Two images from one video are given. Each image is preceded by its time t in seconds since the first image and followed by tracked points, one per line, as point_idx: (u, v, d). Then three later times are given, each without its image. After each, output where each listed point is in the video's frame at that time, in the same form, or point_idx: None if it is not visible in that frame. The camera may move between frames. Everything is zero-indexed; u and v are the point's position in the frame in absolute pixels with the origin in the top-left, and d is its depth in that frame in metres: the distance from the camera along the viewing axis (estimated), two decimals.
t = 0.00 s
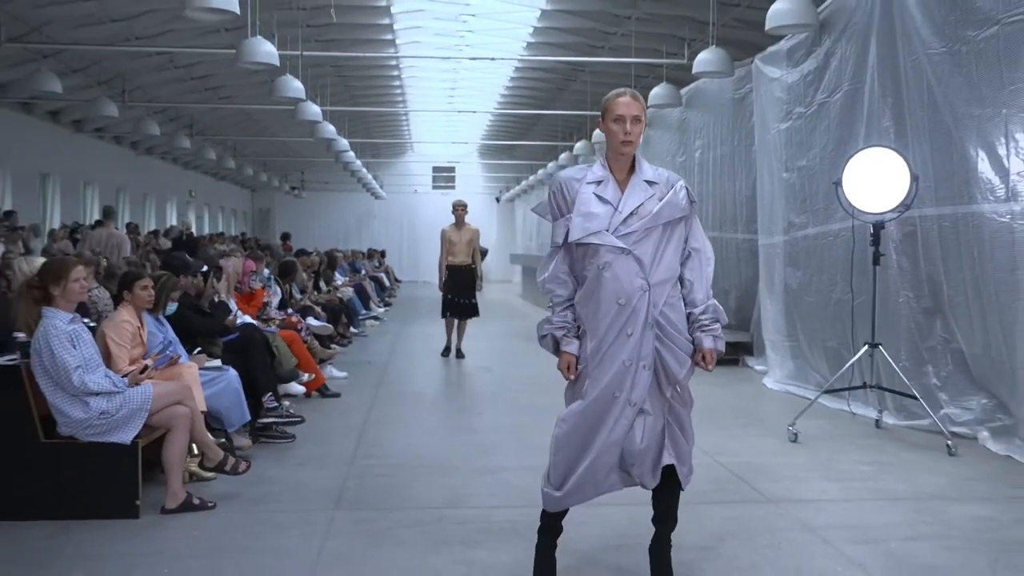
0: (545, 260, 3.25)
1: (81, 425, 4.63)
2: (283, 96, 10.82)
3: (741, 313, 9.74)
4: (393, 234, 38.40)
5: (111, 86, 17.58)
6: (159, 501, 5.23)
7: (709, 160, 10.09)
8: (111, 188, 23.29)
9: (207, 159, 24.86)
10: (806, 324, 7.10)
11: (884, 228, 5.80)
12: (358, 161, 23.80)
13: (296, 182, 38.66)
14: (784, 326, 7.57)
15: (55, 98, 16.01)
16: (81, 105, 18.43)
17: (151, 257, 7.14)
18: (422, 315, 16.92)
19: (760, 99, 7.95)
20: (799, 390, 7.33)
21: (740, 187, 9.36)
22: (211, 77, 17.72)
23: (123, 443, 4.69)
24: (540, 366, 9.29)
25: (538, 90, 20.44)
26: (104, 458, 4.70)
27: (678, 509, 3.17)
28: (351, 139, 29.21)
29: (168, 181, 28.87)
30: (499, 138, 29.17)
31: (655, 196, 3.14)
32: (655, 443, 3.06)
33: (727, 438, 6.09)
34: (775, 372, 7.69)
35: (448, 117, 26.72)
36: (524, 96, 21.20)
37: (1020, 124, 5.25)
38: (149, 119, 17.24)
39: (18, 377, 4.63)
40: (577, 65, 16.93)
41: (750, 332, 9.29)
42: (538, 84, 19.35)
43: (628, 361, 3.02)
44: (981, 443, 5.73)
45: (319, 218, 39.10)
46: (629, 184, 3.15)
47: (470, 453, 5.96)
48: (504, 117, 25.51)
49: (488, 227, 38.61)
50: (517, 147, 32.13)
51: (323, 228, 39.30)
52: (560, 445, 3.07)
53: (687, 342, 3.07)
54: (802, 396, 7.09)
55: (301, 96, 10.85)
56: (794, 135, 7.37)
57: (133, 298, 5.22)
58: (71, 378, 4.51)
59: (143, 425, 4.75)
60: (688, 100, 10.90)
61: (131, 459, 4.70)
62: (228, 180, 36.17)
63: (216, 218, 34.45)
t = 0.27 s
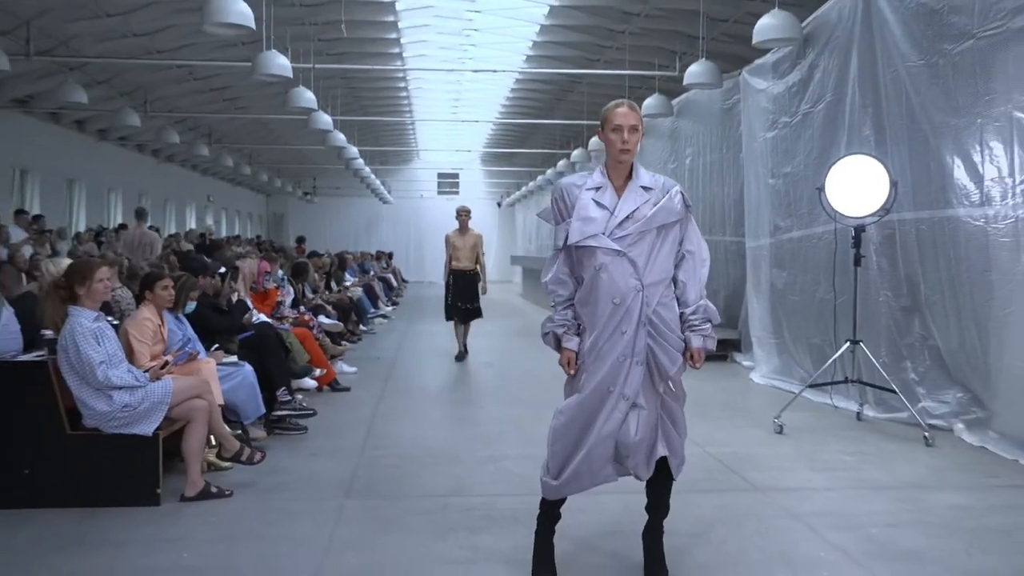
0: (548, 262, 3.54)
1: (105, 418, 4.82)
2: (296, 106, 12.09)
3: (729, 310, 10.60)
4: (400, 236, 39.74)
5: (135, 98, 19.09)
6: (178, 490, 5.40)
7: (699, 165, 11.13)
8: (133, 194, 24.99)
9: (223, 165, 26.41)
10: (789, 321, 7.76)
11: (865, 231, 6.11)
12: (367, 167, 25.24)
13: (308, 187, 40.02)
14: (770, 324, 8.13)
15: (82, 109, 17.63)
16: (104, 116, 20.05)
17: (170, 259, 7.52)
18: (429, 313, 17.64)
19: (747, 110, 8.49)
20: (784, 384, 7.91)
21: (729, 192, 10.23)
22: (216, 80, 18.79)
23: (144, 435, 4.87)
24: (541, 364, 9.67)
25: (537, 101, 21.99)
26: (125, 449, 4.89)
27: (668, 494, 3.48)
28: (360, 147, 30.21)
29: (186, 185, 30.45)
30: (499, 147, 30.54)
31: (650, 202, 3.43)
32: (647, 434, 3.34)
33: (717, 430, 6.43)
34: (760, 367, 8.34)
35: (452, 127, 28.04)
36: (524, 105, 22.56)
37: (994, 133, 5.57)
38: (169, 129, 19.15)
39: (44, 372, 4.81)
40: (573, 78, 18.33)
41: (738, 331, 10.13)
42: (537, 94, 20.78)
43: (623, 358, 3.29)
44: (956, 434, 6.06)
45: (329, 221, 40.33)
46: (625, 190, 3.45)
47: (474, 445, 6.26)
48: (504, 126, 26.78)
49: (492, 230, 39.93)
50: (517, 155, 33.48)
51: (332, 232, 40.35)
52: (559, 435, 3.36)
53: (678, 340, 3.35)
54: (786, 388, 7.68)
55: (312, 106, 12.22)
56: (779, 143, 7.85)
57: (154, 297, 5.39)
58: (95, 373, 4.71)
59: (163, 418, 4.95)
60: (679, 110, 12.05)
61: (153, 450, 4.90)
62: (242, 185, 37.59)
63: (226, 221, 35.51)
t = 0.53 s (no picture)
0: (543, 261, 3.74)
1: (123, 411, 4.89)
2: (306, 113, 12.79)
3: (721, 305, 11.35)
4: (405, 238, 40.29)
5: (152, 105, 19.97)
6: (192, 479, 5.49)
7: (692, 169, 12.05)
8: (150, 197, 25.85)
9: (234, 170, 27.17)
10: (778, 318, 8.37)
11: (852, 232, 6.39)
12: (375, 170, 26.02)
13: (318, 190, 40.80)
14: (760, 322, 8.75)
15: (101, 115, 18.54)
16: (123, 122, 20.83)
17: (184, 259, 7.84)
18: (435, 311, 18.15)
19: (739, 116, 9.20)
20: (773, 378, 8.51)
21: (720, 195, 11.04)
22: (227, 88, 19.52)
23: (161, 427, 4.95)
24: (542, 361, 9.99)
25: (538, 108, 22.77)
26: (142, 440, 4.96)
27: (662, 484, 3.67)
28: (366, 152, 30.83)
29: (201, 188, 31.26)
30: (500, 154, 31.18)
31: (643, 204, 3.61)
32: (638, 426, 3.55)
33: (709, 425, 6.69)
34: (751, 362, 8.95)
35: (456, 133, 28.77)
36: (524, 112, 23.24)
37: (975, 139, 5.81)
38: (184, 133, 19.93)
39: (63, 366, 4.87)
40: (573, 86, 19.13)
41: (729, 328, 10.82)
42: (538, 101, 21.54)
43: (615, 353, 3.50)
44: (937, 427, 6.33)
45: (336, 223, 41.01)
46: (619, 192, 3.63)
47: (477, 438, 6.47)
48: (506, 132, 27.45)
49: (496, 232, 40.54)
50: (518, 160, 34.19)
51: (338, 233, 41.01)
52: (555, 425, 3.56)
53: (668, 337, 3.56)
54: (775, 383, 8.24)
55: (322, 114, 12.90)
56: (769, 149, 8.50)
57: (171, 296, 5.51)
58: (114, 368, 4.78)
59: (179, 411, 5.03)
60: (673, 116, 13.05)
61: (168, 442, 4.97)
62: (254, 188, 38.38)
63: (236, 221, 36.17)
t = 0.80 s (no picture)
0: (533, 252, 3.89)
1: (137, 406, 4.89)
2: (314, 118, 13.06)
3: (717, 305, 11.60)
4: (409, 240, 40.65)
5: (164, 111, 20.37)
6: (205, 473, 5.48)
7: (688, 172, 12.34)
8: (165, 199, 26.29)
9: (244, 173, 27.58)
10: (771, 317, 8.67)
11: (842, 233, 6.61)
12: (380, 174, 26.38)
13: (325, 193, 41.21)
14: (753, 321, 9.06)
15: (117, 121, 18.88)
16: (138, 128, 21.15)
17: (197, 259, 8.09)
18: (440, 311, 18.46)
19: (734, 120, 9.50)
20: (765, 374, 8.82)
21: (715, 198, 11.28)
22: (238, 94, 19.89)
23: (175, 422, 4.94)
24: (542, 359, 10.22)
25: (539, 114, 23.11)
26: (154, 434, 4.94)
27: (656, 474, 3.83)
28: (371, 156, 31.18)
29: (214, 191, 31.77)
30: (502, 158, 31.51)
31: (638, 205, 3.78)
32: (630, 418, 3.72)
33: (704, 421, 6.87)
34: (746, 359, 9.27)
35: (459, 138, 29.11)
36: (525, 117, 23.58)
37: (962, 143, 5.99)
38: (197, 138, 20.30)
39: (78, 363, 4.86)
40: (573, 92, 19.47)
41: (724, 326, 11.13)
42: (539, 107, 21.90)
43: (610, 349, 3.65)
44: (925, 422, 6.54)
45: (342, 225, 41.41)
46: (615, 191, 3.80)
47: (481, 433, 6.64)
48: (507, 137, 27.82)
49: (499, 235, 40.91)
50: (520, 164, 34.55)
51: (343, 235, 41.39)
52: (553, 419, 3.71)
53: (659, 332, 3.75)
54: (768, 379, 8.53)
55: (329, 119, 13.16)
56: (762, 153, 8.78)
57: (184, 295, 5.61)
58: (129, 365, 4.79)
59: (192, 407, 5.02)
60: (670, 122, 13.40)
61: (182, 437, 4.95)
62: (264, 192, 38.86)
63: (245, 224, 36.49)
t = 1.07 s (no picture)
0: (518, 248, 3.86)
1: (141, 407, 4.91)
2: (317, 120, 13.10)
3: (718, 306, 11.63)
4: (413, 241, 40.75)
5: (168, 113, 20.46)
6: (209, 472, 5.52)
7: (689, 174, 12.37)
8: (169, 200, 26.37)
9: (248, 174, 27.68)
10: (772, 317, 8.69)
11: (843, 233, 6.62)
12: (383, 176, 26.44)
13: (328, 195, 41.34)
14: (755, 321, 9.08)
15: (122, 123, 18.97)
16: (142, 129, 21.24)
17: (200, 260, 8.13)
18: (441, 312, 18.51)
19: (735, 122, 9.52)
20: (767, 375, 8.84)
21: (716, 200, 11.30)
22: (242, 96, 19.96)
23: (178, 422, 4.96)
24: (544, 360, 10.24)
25: (541, 116, 23.18)
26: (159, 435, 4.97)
27: (652, 475, 3.80)
28: (374, 158, 31.27)
29: (217, 192, 31.87)
30: (504, 159, 31.57)
31: (632, 208, 3.77)
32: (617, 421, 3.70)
33: (705, 422, 6.90)
34: (747, 360, 9.30)
35: (461, 140, 29.18)
36: (528, 118, 23.64)
37: (964, 144, 6.00)
38: (202, 140, 20.40)
39: (82, 364, 4.88)
40: (575, 94, 19.54)
41: (726, 326, 11.15)
42: (541, 108, 21.95)
43: (596, 350, 3.64)
44: (926, 423, 6.56)
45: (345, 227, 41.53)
46: (611, 194, 3.77)
47: (482, 433, 6.66)
48: (509, 139, 27.88)
49: (502, 236, 40.97)
50: (521, 166, 34.68)
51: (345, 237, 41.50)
52: (538, 421, 3.67)
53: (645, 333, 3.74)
54: (770, 380, 8.55)
55: (332, 120, 13.19)
56: (763, 155, 8.80)
57: (188, 296, 5.64)
58: (134, 365, 4.82)
59: (196, 407, 5.05)
60: (671, 124, 13.43)
61: (186, 438, 4.98)
62: (266, 194, 38.96)
63: (249, 226, 36.59)
